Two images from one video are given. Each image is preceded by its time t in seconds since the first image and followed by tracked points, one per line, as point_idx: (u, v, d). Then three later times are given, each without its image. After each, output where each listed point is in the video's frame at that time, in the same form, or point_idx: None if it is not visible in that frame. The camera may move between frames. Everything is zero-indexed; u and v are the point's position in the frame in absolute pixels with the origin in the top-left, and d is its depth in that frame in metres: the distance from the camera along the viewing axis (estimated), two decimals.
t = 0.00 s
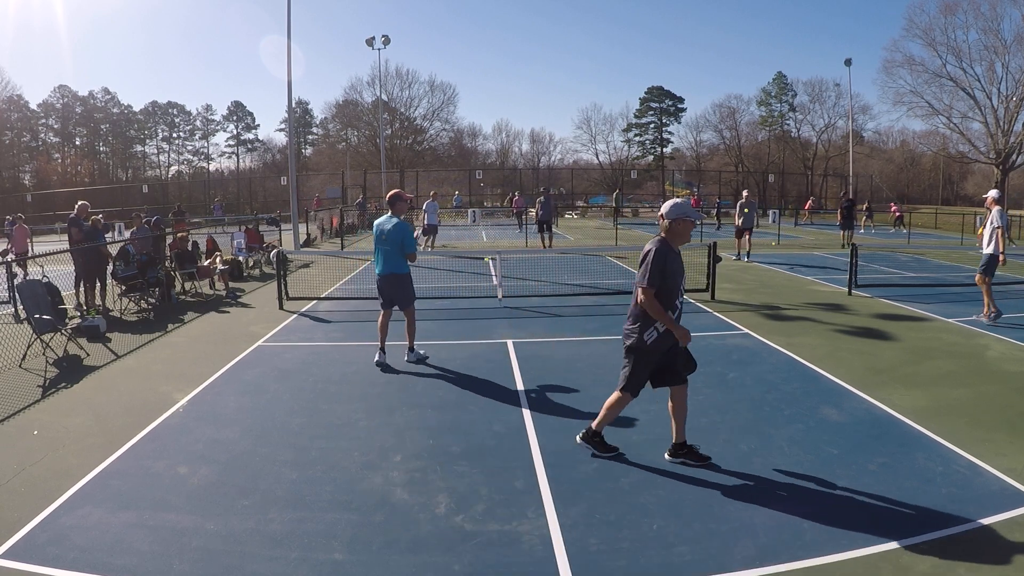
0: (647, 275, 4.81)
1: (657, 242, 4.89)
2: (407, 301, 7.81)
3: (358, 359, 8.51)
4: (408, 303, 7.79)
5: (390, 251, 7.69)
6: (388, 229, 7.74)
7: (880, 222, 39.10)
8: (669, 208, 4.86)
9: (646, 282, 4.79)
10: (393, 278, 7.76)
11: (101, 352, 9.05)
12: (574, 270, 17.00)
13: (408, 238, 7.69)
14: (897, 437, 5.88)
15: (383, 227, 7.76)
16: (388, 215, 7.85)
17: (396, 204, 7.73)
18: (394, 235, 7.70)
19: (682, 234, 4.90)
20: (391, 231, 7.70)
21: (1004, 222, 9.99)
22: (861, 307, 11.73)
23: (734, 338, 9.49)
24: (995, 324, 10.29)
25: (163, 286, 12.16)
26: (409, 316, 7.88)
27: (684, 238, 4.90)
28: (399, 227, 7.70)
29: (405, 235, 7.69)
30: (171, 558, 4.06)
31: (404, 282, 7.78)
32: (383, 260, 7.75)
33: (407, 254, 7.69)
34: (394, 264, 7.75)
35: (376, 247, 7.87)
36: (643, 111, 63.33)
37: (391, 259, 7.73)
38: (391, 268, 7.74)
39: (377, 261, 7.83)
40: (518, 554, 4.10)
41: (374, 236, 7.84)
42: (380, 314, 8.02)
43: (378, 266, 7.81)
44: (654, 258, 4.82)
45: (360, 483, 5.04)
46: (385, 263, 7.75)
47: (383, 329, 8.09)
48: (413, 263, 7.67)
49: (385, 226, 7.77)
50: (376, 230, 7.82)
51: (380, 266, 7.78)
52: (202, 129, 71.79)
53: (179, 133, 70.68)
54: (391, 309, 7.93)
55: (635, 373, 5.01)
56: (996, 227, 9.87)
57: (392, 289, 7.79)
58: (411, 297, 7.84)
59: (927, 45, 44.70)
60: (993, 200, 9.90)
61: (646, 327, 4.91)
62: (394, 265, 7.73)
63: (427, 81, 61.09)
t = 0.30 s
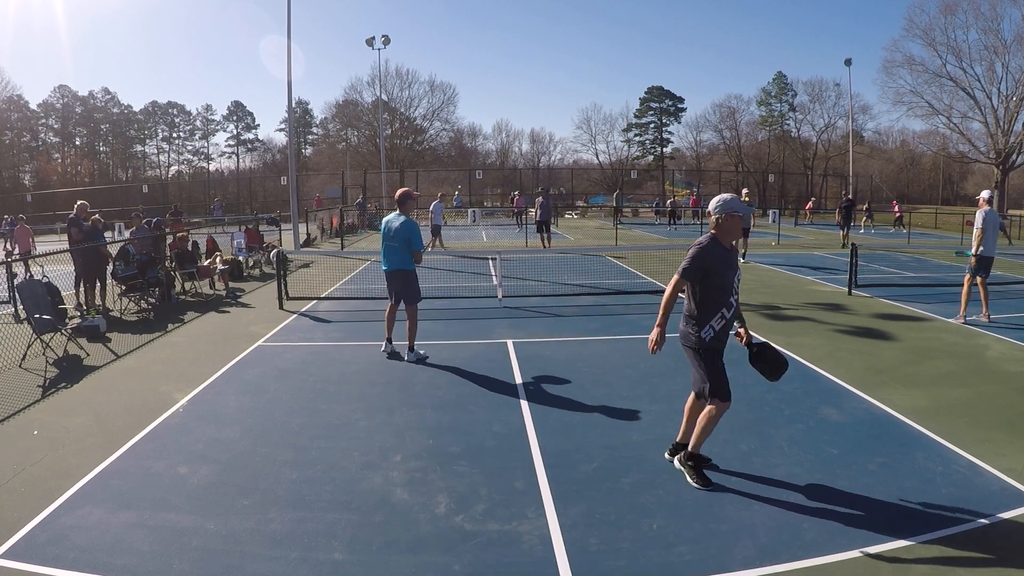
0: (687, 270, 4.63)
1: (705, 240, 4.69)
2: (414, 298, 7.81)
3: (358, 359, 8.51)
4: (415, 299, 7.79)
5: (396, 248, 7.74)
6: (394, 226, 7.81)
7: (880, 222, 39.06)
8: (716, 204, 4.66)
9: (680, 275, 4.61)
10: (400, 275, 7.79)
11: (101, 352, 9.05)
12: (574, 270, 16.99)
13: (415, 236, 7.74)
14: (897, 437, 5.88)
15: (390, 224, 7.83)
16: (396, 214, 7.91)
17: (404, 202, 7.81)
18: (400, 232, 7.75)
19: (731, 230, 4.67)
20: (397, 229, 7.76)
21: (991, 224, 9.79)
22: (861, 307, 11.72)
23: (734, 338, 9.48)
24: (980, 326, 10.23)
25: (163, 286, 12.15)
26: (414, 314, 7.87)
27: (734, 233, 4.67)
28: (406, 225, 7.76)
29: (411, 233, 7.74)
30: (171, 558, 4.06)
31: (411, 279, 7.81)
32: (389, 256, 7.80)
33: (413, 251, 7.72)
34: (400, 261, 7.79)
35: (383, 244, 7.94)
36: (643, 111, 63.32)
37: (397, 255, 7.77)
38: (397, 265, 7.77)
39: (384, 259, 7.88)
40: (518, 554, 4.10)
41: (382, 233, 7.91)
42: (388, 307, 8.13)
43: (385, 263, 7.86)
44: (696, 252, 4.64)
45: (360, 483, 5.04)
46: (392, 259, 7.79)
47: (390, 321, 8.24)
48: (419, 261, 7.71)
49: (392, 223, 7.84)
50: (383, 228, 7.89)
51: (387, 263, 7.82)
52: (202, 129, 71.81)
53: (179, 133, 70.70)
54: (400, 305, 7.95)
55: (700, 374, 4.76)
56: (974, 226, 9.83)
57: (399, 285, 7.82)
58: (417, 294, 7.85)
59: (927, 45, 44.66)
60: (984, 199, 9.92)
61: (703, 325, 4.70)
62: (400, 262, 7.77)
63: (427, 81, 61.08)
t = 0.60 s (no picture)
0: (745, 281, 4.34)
1: (764, 248, 4.40)
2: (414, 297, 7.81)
3: (359, 359, 8.51)
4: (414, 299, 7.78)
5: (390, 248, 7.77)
6: (390, 227, 7.84)
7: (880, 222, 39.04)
8: (775, 211, 4.36)
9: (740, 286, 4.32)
10: (397, 276, 7.79)
11: (100, 352, 9.04)
12: (574, 270, 17.00)
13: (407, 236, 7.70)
14: (897, 437, 5.88)
15: (387, 225, 7.87)
16: (395, 215, 7.92)
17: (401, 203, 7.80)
18: (394, 232, 7.76)
19: (792, 238, 4.36)
20: (392, 228, 7.78)
21: (980, 222, 9.66)
22: (861, 307, 11.73)
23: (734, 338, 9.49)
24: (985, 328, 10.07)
25: (163, 286, 12.14)
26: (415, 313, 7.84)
27: (796, 242, 4.36)
28: (399, 225, 7.75)
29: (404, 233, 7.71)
30: (171, 558, 4.06)
31: (408, 278, 7.78)
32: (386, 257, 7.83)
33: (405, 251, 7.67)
34: (396, 262, 7.78)
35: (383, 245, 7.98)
36: (643, 111, 63.31)
37: (392, 255, 7.77)
38: (393, 265, 7.79)
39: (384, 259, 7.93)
40: (518, 554, 4.10)
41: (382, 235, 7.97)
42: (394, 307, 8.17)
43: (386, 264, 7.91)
44: (755, 262, 4.35)
45: (360, 483, 5.04)
46: (389, 261, 7.81)
47: (393, 320, 8.25)
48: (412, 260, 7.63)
49: (389, 224, 7.87)
50: (383, 229, 7.93)
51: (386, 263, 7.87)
52: (201, 129, 71.86)
53: (179, 133, 70.74)
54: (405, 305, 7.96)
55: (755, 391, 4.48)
56: (962, 225, 9.79)
57: (397, 285, 7.82)
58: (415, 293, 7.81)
59: (927, 45, 44.61)
60: (974, 199, 9.92)
61: (760, 337, 4.42)
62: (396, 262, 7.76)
63: (427, 81, 61.06)
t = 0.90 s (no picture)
0: (835, 284, 4.19)
1: (843, 249, 4.30)
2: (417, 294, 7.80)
3: (359, 359, 8.51)
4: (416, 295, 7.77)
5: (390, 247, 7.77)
6: (390, 226, 7.84)
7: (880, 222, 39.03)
8: (842, 209, 4.32)
9: (835, 292, 4.18)
10: (399, 274, 7.80)
11: (101, 352, 9.05)
12: (574, 270, 17.01)
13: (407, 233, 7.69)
14: (897, 437, 5.88)
15: (387, 224, 7.87)
16: (395, 215, 7.92)
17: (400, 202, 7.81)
18: (393, 231, 7.76)
19: (855, 238, 4.35)
20: (391, 227, 7.78)
21: (976, 222, 9.66)
22: (862, 307, 11.72)
23: (734, 338, 9.49)
24: (985, 328, 10.03)
25: (163, 287, 12.14)
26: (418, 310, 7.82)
27: (858, 242, 4.36)
28: (398, 224, 7.75)
29: (403, 232, 7.70)
30: (171, 558, 4.06)
31: (410, 275, 7.78)
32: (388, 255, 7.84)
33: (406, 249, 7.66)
34: (398, 260, 7.78)
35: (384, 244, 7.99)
36: (643, 111, 63.31)
37: (393, 253, 7.78)
38: (395, 264, 7.79)
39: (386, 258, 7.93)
40: (518, 554, 4.09)
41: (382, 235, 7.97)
42: (396, 306, 8.18)
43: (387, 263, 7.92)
44: (839, 264, 4.22)
45: (360, 483, 5.04)
46: (391, 259, 7.81)
47: (395, 320, 8.24)
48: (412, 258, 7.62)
49: (389, 223, 7.88)
50: (383, 229, 7.94)
51: (388, 262, 7.88)
52: (201, 129, 71.90)
53: (179, 133, 70.79)
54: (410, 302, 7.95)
55: (811, 396, 4.40)
56: (959, 226, 9.81)
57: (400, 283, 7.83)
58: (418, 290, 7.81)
59: (928, 45, 44.52)
60: (972, 199, 9.91)
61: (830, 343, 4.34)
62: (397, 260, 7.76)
63: (427, 81, 61.02)
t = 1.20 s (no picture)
0: (922, 293, 4.08)
1: (912, 253, 4.29)
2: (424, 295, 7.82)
3: (360, 359, 8.52)
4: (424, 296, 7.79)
5: (398, 247, 7.77)
6: (396, 226, 7.84)
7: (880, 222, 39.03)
8: (910, 213, 4.31)
9: (923, 300, 4.07)
10: (406, 275, 7.80)
11: (101, 352, 9.05)
12: (574, 270, 17.02)
13: (415, 234, 7.72)
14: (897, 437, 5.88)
15: (394, 225, 7.87)
16: (400, 215, 7.93)
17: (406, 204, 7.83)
18: (401, 231, 7.76)
19: (916, 240, 4.35)
20: (398, 228, 7.79)
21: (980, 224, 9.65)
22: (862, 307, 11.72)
23: (735, 338, 9.48)
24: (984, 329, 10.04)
25: (163, 287, 12.14)
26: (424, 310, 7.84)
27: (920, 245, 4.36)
28: (406, 225, 7.77)
29: (412, 232, 7.72)
30: (171, 558, 4.06)
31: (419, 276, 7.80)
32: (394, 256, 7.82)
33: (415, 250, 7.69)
34: (405, 261, 7.78)
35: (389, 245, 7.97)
36: (643, 111, 63.32)
37: (400, 254, 7.76)
38: (402, 264, 7.78)
39: (391, 259, 7.90)
40: (518, 555, 4.10)
41: (387, 236, 7.95)
42: (398, 307, 8.13)
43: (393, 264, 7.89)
44: (920, 270, 4.16)
45: (360, 483, 5.04)
46: (398, 259, 7.79)
47: (397, 321, 8.20)
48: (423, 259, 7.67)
49: (395, 224, 7.88)
50: (388, 230, 7.92)
51: (394, 263, 7.85)
52: (201, 129, 71.94)
53: (179, 133, 70.81)
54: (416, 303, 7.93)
55: (898, 402, 4.32)
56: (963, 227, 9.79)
57: (407, 283, 7.81)
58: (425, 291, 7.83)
59: (928, 45, 44.46)
60: (975, 200, 9.92)
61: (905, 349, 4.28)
62: (405, 261, 7.77)
63: (427, 81, 60.95)
